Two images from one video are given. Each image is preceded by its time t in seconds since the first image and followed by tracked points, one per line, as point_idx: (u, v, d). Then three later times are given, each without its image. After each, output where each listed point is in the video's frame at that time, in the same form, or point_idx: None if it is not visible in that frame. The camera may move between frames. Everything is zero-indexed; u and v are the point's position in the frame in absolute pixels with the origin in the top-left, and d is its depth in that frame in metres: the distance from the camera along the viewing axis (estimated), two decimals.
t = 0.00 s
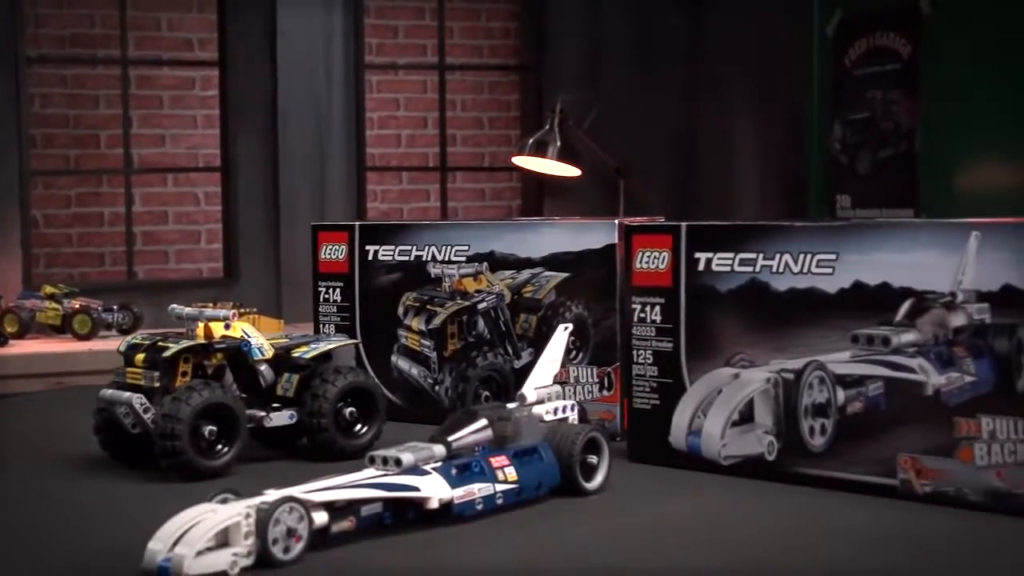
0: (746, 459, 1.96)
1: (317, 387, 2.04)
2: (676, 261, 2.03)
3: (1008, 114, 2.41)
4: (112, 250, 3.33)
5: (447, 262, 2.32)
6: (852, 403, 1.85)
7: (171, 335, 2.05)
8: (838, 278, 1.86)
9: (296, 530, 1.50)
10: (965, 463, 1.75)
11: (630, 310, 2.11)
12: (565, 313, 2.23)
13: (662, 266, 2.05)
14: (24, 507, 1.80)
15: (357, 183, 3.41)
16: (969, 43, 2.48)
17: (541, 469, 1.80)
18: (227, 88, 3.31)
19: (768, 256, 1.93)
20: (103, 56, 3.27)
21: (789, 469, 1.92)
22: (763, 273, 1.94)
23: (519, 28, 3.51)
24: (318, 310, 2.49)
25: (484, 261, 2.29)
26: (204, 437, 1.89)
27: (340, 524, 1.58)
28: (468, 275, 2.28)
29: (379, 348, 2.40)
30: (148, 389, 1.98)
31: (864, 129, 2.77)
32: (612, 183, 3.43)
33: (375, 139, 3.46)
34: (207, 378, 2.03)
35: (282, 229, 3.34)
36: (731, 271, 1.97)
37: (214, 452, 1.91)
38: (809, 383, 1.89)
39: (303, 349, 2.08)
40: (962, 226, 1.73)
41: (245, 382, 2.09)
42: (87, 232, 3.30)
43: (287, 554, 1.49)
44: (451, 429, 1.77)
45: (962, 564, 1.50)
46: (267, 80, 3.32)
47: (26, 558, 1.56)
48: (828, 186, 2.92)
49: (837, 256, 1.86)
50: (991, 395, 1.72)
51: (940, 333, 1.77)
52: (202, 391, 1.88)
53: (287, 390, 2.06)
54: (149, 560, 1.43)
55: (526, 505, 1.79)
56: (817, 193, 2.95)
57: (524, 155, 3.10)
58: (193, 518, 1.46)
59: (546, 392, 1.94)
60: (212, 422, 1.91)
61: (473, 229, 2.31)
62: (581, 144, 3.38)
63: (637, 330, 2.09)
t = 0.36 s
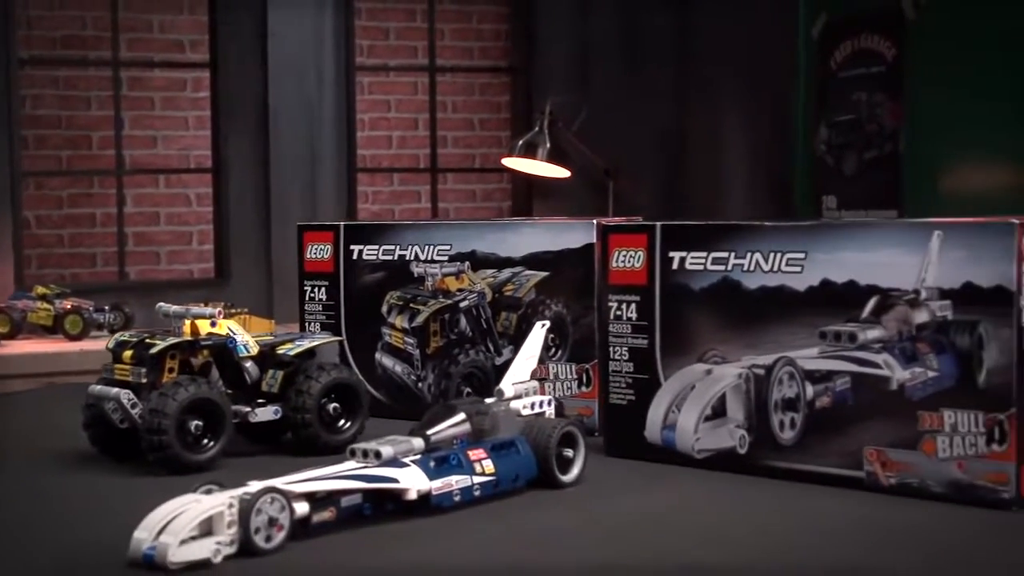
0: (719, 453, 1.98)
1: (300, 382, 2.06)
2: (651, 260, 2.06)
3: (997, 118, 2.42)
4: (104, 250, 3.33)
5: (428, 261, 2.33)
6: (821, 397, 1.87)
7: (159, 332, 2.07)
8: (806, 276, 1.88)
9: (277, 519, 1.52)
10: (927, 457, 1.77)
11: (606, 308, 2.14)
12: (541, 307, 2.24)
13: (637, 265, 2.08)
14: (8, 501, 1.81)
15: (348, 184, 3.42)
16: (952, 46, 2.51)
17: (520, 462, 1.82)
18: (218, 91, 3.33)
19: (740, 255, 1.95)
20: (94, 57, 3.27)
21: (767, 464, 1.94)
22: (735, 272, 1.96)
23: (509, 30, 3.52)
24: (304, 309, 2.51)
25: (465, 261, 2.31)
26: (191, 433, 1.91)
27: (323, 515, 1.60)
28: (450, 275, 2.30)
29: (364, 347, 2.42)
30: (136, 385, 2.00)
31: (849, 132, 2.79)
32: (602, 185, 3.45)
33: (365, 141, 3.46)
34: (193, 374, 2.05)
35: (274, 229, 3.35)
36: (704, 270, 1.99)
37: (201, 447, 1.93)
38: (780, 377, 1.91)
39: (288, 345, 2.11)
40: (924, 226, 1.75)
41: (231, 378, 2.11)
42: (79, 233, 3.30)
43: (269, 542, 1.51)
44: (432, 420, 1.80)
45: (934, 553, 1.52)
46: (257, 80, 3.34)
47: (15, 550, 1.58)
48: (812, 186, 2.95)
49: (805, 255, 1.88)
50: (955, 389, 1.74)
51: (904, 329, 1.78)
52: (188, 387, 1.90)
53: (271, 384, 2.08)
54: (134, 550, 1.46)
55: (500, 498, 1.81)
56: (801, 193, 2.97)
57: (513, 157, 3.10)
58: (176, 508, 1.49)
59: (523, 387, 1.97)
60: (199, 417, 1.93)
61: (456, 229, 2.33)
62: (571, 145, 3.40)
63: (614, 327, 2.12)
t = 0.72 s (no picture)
0: (698, 449, 2.00)
1: (287, 379, 2.09)
2: (632, 259, 2.08)
3: (988, 121, 2.43)
4: (98, 251, 3.33)
5: (414, 261, 2.35)
6: (796, 393, 1.89)
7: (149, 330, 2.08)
8: (781, 274, 1.90)
9: (263, 511, 1.54)
10: (899, 451, 1.79)
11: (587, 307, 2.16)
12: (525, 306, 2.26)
13: (618, 263, 2.10)
14: None
15: (341, 185, 3.44)
16: (939, 48, 2.53)
17: (503, 457, 1.84)
18: (212, 93, 3.34)
19: (717, 254, 1.97)
20: (88, 58, 3.28)
21: (751, 459, 1.95)
22: (713, 270, 1.97)
23: (501, 32, 3.53)
24: (292, 308, 2.53)
25: (452, 261, 2.33)
26: (180, 429, 1.92)
27: (308, 507, 1.61)
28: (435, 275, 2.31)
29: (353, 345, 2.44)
30: (126, 382, 2.01)
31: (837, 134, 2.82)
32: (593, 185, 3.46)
33: (358, 142, 3.47)
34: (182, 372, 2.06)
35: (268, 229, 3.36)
36: (683, 269, 2.01)
37: (190, 443, 1.94)
38: (757, 374, 1.92)
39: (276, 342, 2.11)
40: (895, 226, 1.77)
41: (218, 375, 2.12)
42: (74, 234, 3.30)
43: (255, 533, 1.53)
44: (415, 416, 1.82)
45: (913, 545, 1.54)
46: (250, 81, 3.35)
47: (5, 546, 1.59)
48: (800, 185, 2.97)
49: (781, 254, 1.90)
50: (925, 383, 1.76)
51: (876, 327, 1.80)
52: (178, 383, 1.91)
53: (260, 380, 2.09)
54: (122, 541, 1.48)
55: (481, 492, 1.83)
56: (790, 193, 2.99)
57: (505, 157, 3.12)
58: (164, 501, 1.50)
59: (506, 384, 1.99)
60: (187, 413, 1.94)
61: (442, 229, 2.35)
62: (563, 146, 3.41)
63: (594, 325, 2.14)
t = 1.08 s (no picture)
0: (681, 445, 2.01)
1: (277, 376, 2.11)
2: (617, 259, 2.10)
3: (993, 126, 2.46)
4: (92, 252, 3.34)
5: (404, 261, 2.36)
6: (777, 390, 1.90)
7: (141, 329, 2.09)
8: (763, 274, 1.91)
9: (252, 506, 1.55)
10: (877, 447, 1.80)
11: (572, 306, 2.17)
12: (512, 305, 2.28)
13: (603, 263, 2.12)
14: None
15: (335, 186, 3.44)
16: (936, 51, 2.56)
17: (489, 453, 1.86)
18: (205, 94, 3.35)
19: (700, 254, 1.98)
20: (82, 60, 3.29)
21: (736, 458, 1.96)
22: (695, 270, 1.99)
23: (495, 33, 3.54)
24: (284, 308, 2.54)
25: (440, 261, 2.34)
26: (172, 427, 1.93)
27: (296, 502, 1.62)
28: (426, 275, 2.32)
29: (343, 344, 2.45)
30: (118, 380, 2.02)
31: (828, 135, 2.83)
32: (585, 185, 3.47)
33: (352, 143, 3.48)
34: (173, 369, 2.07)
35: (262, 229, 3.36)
36: (667, 268, 2.02)
37: (181, 440, 1.95)
38: (738, 370, 1.93)
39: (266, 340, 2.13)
40: (874, 226, 1.79)
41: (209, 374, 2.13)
42: (69, 235, 3.32)
43: (243, 528, 1.54)
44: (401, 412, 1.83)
45: (898, 541, 1.55)
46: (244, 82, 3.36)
47: None
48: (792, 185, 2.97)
49: (762, 254, 1.91)
50: (902, 381, 1.77)
51: (855, 325, 1.81)
52: (169, 381, 1.92)
53: (250, 379, 2.11)
54: (115, 534, 1.50)
55: (467, 487, 1.85)
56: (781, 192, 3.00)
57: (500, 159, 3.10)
58: (153, 496, 1.51)
59: (491, 382, 2.00)
60: (180, 410, 1.95)
61: (432, 229, 2.36)
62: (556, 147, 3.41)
63: (580, 324, 2.15)
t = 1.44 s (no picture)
0: (670, 443, 2.02)
1: (269, 375, 2.11)
2: (606, 258, 2.11)
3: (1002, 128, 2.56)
4: (88, 254, 3.34)
5: (397, 261, 2.37)
6: (763, 388, 1.91)
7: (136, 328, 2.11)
8: (751, 273, 1.92)
9: (244, 502, 1.56)
10: (863, 444, 1.81)
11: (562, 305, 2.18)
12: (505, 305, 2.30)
13: (592, 263, 2.12)
14: None
15: (330, 185, 3.45)
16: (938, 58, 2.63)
17: (479, 451, 1.86)
18: (201, 95, 3.36)
19: (688, 254, 1.99)
20: (78, 60, 3.29)
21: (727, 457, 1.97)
22: (684, 269, 2.00)
23: (489, 34, 3.55)
24: (276, 308, 2.54)
25: (431, 261, 2.35)
26: (163, 426, 1.94)
27: (288, 498, 1.63)
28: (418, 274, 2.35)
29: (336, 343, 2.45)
30: (112, 378, 2.03)
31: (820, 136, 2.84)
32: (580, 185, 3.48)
33: (347, 144, 3.48)
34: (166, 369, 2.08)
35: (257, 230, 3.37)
36: (655, 268, 2.04)
37: (173, 439, 1.96)
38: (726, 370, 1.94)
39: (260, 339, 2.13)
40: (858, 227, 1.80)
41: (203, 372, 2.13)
42: (65, 236, 3.31)
43: (235, 524, 1.55)
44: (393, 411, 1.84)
45: (891, 536, 1.56)
46: (239, 82, 3.37)
47: None
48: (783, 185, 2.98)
49: (750, 254, 1.92)
50: (885, 380, 1.79)
51: (839, 324, 1.82)
52: (162, 380, 1.93)
53: (244, 376, 2.11)
54: (107, 530, 1.51)
55: (458, 484, 1.85)
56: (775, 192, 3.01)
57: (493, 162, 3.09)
58: (147, 492, 1.53)
59: (482, 380, 2.01)
60: (172, 409, 1.96)
61: (424, 229, 2.37)
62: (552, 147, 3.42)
63: (569, 324, 2.16)
